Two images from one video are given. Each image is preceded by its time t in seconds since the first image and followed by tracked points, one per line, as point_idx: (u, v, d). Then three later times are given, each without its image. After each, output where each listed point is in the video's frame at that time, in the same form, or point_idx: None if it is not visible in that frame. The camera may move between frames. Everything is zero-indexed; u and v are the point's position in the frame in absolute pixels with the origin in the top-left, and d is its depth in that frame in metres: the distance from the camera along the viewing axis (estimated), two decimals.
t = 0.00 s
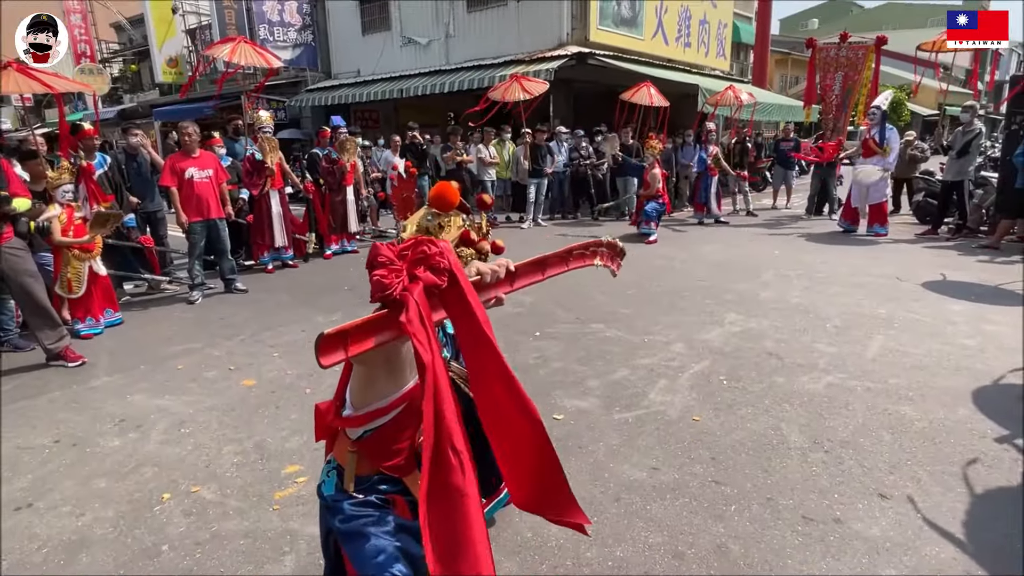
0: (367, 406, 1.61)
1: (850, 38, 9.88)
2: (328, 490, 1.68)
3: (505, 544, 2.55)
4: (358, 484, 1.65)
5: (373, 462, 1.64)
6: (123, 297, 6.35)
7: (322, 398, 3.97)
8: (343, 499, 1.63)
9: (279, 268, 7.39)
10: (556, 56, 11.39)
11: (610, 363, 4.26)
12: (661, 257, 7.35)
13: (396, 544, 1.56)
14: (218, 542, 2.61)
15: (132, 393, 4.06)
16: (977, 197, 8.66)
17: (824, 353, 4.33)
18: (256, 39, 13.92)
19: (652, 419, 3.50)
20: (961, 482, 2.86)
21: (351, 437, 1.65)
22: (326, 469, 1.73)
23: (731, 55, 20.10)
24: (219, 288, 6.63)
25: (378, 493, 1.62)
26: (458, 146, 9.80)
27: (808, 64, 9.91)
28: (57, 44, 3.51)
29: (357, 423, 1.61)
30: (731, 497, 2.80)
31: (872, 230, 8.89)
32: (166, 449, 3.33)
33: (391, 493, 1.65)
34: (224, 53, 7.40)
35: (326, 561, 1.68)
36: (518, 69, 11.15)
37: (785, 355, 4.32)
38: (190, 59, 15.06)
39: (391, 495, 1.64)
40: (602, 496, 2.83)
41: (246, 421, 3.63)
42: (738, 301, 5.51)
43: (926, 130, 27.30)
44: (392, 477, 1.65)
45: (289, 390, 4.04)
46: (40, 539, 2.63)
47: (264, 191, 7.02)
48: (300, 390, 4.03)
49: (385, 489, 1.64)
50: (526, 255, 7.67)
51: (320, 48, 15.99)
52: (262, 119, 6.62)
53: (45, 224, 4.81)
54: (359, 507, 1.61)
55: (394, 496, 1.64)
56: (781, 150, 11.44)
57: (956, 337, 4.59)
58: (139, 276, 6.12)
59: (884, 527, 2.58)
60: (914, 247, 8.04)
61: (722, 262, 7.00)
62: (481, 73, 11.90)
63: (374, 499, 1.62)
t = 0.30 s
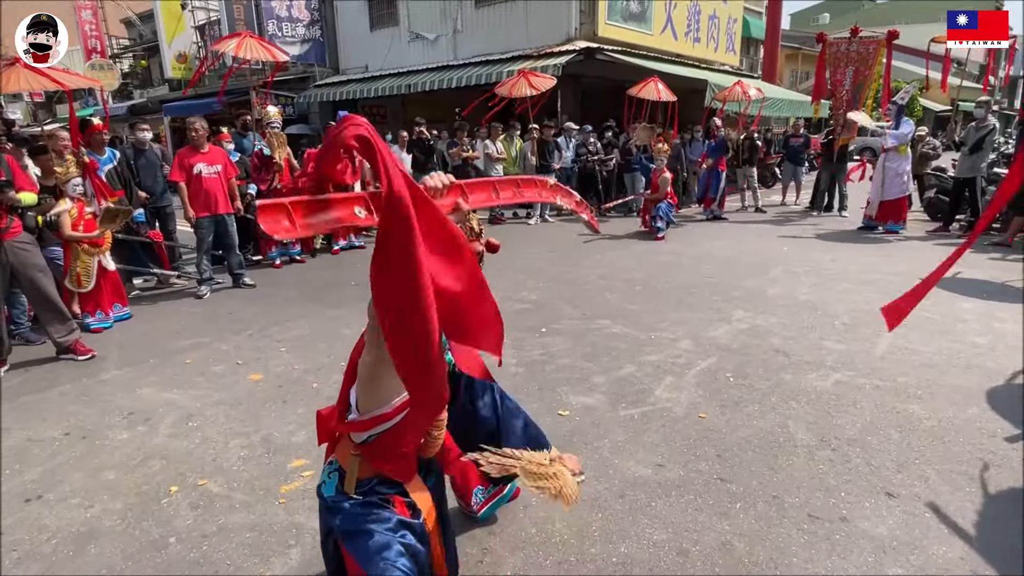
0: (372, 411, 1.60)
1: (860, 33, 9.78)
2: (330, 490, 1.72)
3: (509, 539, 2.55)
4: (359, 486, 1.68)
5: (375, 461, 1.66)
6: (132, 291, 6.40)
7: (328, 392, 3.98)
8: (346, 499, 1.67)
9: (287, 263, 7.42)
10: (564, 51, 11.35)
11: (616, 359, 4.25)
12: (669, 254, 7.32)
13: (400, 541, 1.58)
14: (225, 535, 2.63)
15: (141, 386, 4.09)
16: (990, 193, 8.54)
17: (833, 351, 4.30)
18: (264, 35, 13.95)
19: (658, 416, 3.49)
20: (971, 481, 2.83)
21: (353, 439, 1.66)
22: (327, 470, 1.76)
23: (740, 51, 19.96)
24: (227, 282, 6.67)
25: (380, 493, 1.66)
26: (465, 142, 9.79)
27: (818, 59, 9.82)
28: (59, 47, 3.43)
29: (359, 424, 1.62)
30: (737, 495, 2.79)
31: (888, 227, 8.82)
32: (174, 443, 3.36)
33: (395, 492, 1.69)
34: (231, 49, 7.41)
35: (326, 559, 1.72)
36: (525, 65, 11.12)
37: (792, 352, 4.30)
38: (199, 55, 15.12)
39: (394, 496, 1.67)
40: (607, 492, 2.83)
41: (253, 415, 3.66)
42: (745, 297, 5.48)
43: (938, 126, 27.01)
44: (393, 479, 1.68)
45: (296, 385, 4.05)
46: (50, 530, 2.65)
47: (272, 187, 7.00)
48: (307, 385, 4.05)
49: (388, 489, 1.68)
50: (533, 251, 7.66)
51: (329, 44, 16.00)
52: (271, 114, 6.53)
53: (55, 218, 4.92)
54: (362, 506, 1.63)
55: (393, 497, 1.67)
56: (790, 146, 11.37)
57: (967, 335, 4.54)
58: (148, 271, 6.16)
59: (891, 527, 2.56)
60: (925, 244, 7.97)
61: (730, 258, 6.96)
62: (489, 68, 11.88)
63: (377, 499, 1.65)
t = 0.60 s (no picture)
0: (374, 411, 1.59)
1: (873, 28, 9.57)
2: (334, 490, 1.73)
3: (514, 535, 2.55)
4: (362, 486, 1.68)
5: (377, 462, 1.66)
6: (144, 287, 6.44)
7: (334, 388, 4.00)
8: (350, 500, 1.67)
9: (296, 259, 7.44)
10: (574, 48, 11.31)
11: (623, 357, 4.24)
12: (677, 251, 7.28)
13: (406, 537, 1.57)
14: (232, 529, 2.64)
15: (151, 381, 4.12)
16: (1005, 190, 8.33)
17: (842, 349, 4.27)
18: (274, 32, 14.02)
19: (665, 414, 3.47)
20: (981, 482, 2.80)
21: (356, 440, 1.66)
22: (332, 470, 1.76)
23: (751, 47, 19.81)
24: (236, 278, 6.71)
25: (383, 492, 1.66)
26: (472, 139, 9.80)
27: (830, 54, 9.70)
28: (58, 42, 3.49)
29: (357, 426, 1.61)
30: (743, 494, 2.77)
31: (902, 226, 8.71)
32: (183, 437, 3.38)
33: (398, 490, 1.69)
34: (239, 46, 7.43)
35: (332, 559, 1.72)
36: (534, 61, 11.10)
37: (801, 351, 4.26)
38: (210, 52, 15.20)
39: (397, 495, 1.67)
40: (613, 490, 2.82)
41: (261, 410, 3.68)
42: (754, 295, 5.44)
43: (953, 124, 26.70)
44: (396, 479, 1.69)
45: (303, 380, 4.07)
46: (61, 522, 2.68)
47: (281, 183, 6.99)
48: (314, 380, 4.06)
49: (391, 489, 1.68)
50: (541, 248, 7.65)
51: (338, 41, 16.04)
52: (279, 111, 6.65)
53: (67, 214, 4.98)
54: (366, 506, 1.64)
55: (396, 495, 1.67)
56: (801, 144, 11.34)
57: (979, 335, 4.49)
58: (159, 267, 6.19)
59: (900, 527, 2.54)
60: (938, 242, 7.88)
61: (739, 256, 6.92)
62: (498, 65, 11.86)
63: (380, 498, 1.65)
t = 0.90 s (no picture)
0: (374, 402, 1.62)
1: (891, 24, 9.47)
2: (337, 481, 1.72)
3: (522, 533, 2.55)
4: (364, 476, 1.69)
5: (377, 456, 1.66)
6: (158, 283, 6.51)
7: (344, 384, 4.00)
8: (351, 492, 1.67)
9: (309, 256, 7.46)
10: (586, 45, 11.25)
11: (633, 355, 4.22)
12: (688, 249, 7.24)
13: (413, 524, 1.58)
14: (242, 523, 2.66)
15: (164, 376, 4.16)
16: None
17: (856, 349, 4.22)
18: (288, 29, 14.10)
19: (675, 413, 3.45)
20: (997, 485, 2.76)
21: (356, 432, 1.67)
22: (336, 460, 1.76)
23: (767, 43, 19.64)
24: (249, 275, 6.76)
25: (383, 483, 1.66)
26: (483, 137, 9.79)
27: (846, 51, 9.59)
28: (64, 45, 3.12)
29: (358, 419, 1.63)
30: (753, 494, 2.74)
31: (917, 225, 8.58)
32: (195, 431, 3.41)
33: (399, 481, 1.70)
34: (253, 43, 7.46)
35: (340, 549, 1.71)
36: (546, 58, 11.06)
37: (814, 351, 4.22)
38: (224, 50, 15.31)
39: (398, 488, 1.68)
40: (621, 489, 2.81)
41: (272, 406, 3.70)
42: (767, 294, 5.40)
43: (971, 121, 26.33)
44: (396, 468, 1.70)
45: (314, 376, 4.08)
46: (75, 514, 2.71)
47: (294, 180, 7.10)
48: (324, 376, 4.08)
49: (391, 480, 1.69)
50: (552, 246, 7.63)
51: (351, 39, 16.11)
52: (291, 108, 6.67)
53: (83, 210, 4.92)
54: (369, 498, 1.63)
55: (399, 484, 1.69)
56: (817, 142, 11.17)
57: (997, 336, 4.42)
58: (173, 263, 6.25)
59: (913, 530, 2.51)
60: (955, 241, 7.77)
61: (751, 255, 6.87)
62: (510, 62, 11.84)
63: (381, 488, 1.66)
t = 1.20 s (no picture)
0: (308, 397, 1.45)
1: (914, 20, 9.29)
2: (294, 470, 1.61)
3: (534, 532, 2.54)
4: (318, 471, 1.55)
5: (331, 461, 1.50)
6: (178, 280, 6.59)
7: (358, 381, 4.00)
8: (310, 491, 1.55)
9: (325, 254, 7.53)
10: (603, 42, 11.20)
11: (648, 355, 4.19)
12: (705, 249, 7.18)
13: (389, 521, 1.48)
14: (258, 517, 2.68)
15: (183, 371, 4.21)
16: None
17: (876, 351, 4.15)
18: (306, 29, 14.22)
19: (689, 414, 3.42)
20: (1020, 492, 2.70)
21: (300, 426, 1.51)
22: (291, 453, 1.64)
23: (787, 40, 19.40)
24: (267, 272, 6.83)
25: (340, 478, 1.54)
26: (499, 135, 9.77)
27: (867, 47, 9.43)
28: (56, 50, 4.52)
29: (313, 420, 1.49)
30: (768, 497, 2.71)
31: (940, 224, 8.46)
32: (212, 426, 3.44)
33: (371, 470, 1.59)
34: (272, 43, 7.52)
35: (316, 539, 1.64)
36: (562, 57, 11.03)
37: (833, 352, 4.16)
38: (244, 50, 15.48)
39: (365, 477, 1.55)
40: (634, 489, 2.79)
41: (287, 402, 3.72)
42: (785, 295, 5.33)
43: (999, 118, 25.77)
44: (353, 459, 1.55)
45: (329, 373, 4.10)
46: (95, 506, 2.75)
47: (311, 178, 7.16)
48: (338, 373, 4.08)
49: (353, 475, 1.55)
50: (568, 245, 7.61)
51: (369, 38, 16.20)
52: (309, 107, 6.62)
53: (105, 207, 5.08)
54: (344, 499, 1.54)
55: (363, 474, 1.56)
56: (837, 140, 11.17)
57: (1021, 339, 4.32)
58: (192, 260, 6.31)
59: (933, 535, 2.46)
60: (979, 241, 7.62)
61: (768, 254, 6.79)
62: (526, 60, 11.83)
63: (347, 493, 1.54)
